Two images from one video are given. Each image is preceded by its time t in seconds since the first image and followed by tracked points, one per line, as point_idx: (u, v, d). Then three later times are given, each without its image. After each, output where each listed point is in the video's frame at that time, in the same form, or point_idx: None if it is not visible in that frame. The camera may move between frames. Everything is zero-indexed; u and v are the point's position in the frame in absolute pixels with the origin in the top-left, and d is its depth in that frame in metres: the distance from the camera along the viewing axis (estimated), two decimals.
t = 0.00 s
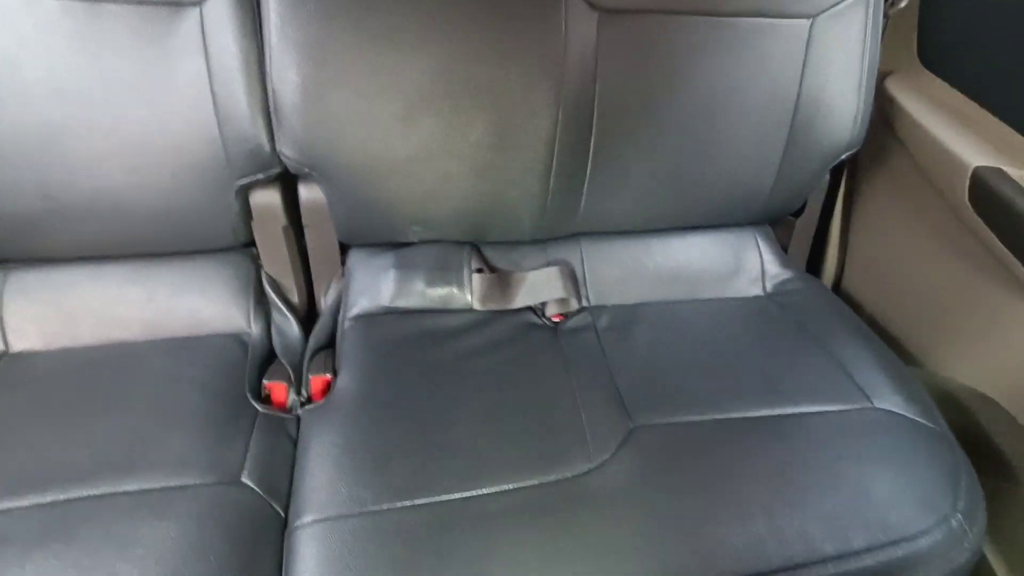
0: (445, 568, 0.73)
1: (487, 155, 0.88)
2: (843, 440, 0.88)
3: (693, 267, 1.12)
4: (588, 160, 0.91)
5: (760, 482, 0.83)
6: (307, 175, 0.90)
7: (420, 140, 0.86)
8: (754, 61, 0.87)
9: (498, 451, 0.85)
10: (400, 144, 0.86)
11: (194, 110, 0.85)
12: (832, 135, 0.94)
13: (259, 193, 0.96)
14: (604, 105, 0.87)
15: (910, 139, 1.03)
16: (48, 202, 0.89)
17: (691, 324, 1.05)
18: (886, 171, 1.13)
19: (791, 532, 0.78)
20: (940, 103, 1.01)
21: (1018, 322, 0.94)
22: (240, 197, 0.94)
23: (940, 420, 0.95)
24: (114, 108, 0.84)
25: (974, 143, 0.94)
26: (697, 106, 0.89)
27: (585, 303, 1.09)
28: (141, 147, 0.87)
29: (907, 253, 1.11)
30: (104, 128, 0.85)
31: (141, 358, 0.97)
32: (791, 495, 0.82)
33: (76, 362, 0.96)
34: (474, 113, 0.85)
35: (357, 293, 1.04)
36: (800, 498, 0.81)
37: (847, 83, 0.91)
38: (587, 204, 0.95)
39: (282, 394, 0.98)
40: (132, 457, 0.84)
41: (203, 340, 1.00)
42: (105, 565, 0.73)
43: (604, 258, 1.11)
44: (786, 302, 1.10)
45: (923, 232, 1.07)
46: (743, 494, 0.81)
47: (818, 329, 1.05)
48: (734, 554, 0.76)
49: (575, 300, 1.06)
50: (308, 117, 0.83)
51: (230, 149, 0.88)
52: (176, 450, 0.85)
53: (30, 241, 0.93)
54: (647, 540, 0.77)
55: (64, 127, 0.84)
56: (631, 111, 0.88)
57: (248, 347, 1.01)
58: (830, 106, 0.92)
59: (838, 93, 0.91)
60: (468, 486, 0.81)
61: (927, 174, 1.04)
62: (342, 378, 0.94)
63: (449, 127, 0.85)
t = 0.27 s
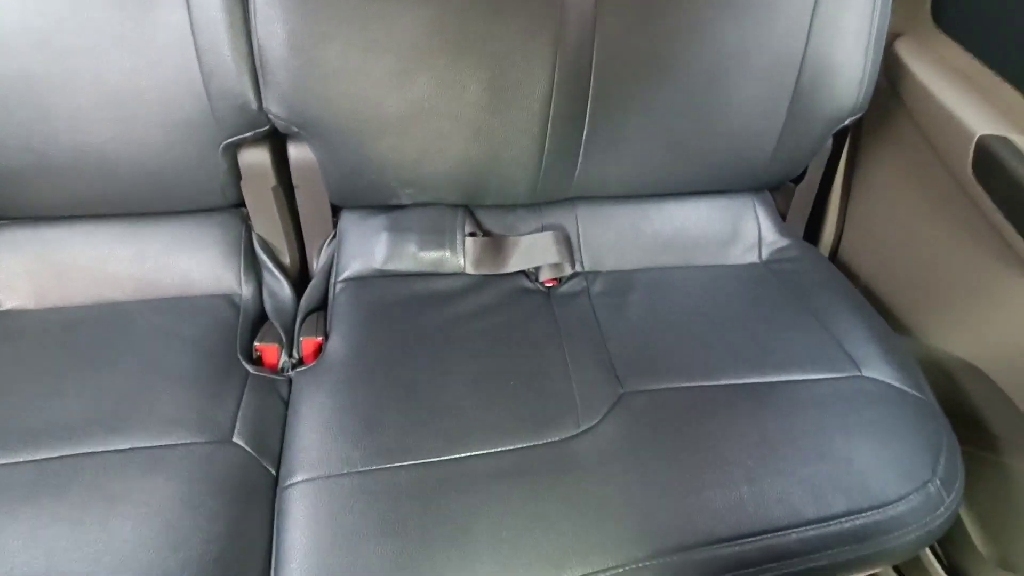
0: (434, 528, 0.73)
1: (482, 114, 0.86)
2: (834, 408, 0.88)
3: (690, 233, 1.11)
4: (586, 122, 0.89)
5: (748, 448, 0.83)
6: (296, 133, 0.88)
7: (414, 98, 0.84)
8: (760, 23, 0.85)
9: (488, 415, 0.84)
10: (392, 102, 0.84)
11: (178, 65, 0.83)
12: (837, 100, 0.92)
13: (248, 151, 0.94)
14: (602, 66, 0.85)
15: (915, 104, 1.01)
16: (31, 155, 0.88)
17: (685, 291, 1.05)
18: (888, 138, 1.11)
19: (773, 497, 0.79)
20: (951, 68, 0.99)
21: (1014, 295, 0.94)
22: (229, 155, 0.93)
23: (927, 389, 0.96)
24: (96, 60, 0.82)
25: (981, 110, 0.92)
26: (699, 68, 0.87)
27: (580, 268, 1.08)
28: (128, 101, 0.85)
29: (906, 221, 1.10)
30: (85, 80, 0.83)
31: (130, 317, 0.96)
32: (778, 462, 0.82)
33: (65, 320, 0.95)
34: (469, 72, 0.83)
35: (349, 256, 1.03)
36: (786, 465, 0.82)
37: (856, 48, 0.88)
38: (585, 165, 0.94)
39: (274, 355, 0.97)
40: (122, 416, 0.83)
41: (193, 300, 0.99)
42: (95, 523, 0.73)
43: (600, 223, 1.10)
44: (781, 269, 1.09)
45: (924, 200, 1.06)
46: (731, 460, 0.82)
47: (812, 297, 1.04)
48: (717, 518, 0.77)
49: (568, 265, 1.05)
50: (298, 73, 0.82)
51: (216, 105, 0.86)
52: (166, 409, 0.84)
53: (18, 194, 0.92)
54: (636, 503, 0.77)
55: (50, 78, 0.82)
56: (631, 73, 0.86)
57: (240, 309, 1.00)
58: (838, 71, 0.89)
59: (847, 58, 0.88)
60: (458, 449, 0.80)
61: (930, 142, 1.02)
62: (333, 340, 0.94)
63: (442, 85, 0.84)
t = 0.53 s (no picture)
0: (434, 486, 0.74)
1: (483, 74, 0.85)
2: (830, 375, 0.88)
3: (692, 199, 1.10)
4: (590, 84, 0.88)
5: (746, 413, 0.83)
6: (292, 90, 0.87)
7: (415, 56, 0.83)
8: None
9: (488, 377, 0.85)
10: (391, 60, 0.83)
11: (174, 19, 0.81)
12: (850, 66, 0.91)
13: (245, 110, 0.93)
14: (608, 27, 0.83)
15: (928, 69, 0.99)
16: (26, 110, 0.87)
17: (687, 258, 1.04)
18: (896, 104, 1.10)
19: (768, 461, 0.80)
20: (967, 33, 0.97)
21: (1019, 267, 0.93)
22: (226, 114, 0.92)
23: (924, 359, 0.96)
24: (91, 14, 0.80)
25: (994, 78, 0.90)
26: (708, 31, 0.85)
27: (581, 233, 1.07)
28: (126, 56, 0.83)
29: (912, 188, 1.09)
30: (80, 33, 0.81)
31: (130, 277, 0.95)
32: (774, 427, 0.82)
33: (65, 279, 0.95)
34: (472, 30, 0.82)
35: (348, 218, 1.02)
36: (783, 430, 0.82)
37: (867, 11, 0.86)
38: (589, 129, 0.93)
39: (275, 317, 0.97)
40: (123, 373, 0.83)
41: (193, 261, 0.99)
42: (97, 476, 0.73)
43: (602, 188, 1.09)
44: (783, 237, 1.09)
45: (932, 170, 1.05)
46: (728, 424, 0.82)
47: (813, 266, 1.04)
48: (712, 481, 0.78)
49: (570, 230, 1.05)
50: (298, 28, 0.80)
51: (210, 57, 0.84)
52: (165, 368, 0.84)
53: (15, 149, 0.91)
54: (633, 465, 0.77)
55: (46, 31, 0.81)
56: (638, 35, 0.84)
57: (240, 270, 1.00)
58: (849, 35, 0.88)
59: (858, 21, 0.87)
60: (458, 410, 0.81)
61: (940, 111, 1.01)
62: (333, 302, 0.94)
63: (445, 44, 0.82)
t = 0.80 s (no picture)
0: (423, 444, 0.74)
1: (481, 30, 0.83)
2: (821, 345, 0.88)
3: (691, 165, 1.09)
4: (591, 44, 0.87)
5: (737, 381, 0.83)
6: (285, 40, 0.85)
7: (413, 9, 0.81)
8: None
9: (480, 339, 0.84)
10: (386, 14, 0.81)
11: None
12: (861, 30, 0.90)
13: (234, 61, 0.92)
14: None
15: (941, 36, 0.98)
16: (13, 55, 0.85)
17: (683, 224, 1.03)
18: (906, 71, 1.08)
19: (757, 428, 0.80)
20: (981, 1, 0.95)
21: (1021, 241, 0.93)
22: (214, 62, 0.91)
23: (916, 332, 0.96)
24: None
25: (1008, 48, 0.89)
26: None
27: (578, 197, 1.06)
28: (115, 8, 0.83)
29: (917, 158, 1.09)
30: None
31: (120, 229, 0.94)
32: (765, 395, 0.82)
33: (52, 229, 0.93)
34: None
35: (341, 176, 1.01)
36: (772, 398, 0.82)
37: None
38: (588, 90, 0.92)
39: (265, 273, 0.95)
40: (112, 326, 0.82)
41: (183, 215, 0.98)
42: (84, 427, 0.73)
43: (601, 151, 1.07)
44: (781, 206, 1.08)
45: (939, 142, 1.04)
46: (719, 391, 0.82)
47: (810, 236, 1.03)
48: (700, 446, 0.78)
49: (566, 194, 1.04)
50: None
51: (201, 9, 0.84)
52: (154, 321, 0.83)
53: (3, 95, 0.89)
54: (623, 429, 0.78)
55: None
56: None
57: (229, 225, 0.99)
58: None
59: None
60: (449, 371, 0.80)
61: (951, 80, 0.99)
62: (324, 260, 0.92)
63: None
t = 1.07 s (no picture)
0: (418, 399, 0.74)
1: None
2: (815, 312, 0.89)
3: (694, 128, 1.08)
4: None
5: (731, 346, 0.83)
6: None
7: None
8: None
9: (477, 297, 0.84)
10: None
11: None
12: None
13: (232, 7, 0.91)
14: None
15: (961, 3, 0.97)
16: None
17: (683, 188, 1.03)
18: (918, 39, 1.06)
19: (749, 392, 0.81)
20: None
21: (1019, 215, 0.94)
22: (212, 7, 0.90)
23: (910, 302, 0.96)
24: None
25: None
26: None
27: (579, 157, 1.05)
28: None
29: (922, 128, 1.08)
30: None
31: (114, 176, 0.93)
32: (758, 360, 0.83)
33: (44, 175, 0.92)
34: None
35: (339, 128, 1.00)
36: (766, 364, 0.83)
37: None
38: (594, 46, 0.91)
39: (261, 226, 0.95)
40: (107, 274, 0.82)
41: (177, 163, 0.96)
42: (79, 372, 0.73)
43: (603, 111, 1.06)
44: (783, 173, 1.07)
45: (947, 112, 1.03)
46: (713, 355, 0.82)
47: (810, 203, 1.03)
48: (693, 408, 0.79)
49: (567, 154, 1.03)
50: None
51: None
52: (150, 269, 0.83)
53: None
54: (617, 389, 0.78)
55: None
56: None
57: (226, 176, 0.97)
58: None
59: None
60: (445, 327, 0.80)
61: (966, 48, 0.98)
62: (321, 214, 0.92)
63: None
